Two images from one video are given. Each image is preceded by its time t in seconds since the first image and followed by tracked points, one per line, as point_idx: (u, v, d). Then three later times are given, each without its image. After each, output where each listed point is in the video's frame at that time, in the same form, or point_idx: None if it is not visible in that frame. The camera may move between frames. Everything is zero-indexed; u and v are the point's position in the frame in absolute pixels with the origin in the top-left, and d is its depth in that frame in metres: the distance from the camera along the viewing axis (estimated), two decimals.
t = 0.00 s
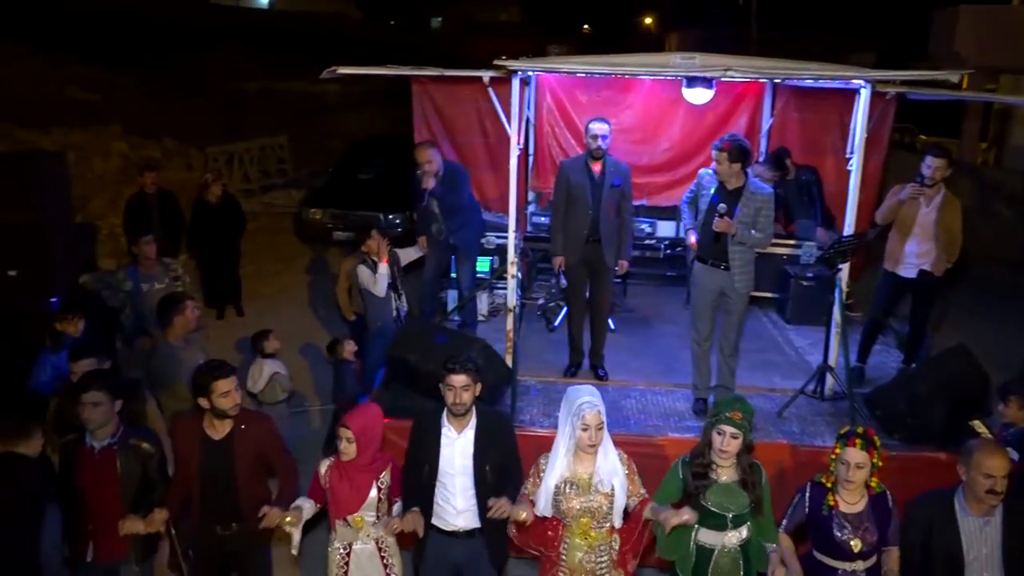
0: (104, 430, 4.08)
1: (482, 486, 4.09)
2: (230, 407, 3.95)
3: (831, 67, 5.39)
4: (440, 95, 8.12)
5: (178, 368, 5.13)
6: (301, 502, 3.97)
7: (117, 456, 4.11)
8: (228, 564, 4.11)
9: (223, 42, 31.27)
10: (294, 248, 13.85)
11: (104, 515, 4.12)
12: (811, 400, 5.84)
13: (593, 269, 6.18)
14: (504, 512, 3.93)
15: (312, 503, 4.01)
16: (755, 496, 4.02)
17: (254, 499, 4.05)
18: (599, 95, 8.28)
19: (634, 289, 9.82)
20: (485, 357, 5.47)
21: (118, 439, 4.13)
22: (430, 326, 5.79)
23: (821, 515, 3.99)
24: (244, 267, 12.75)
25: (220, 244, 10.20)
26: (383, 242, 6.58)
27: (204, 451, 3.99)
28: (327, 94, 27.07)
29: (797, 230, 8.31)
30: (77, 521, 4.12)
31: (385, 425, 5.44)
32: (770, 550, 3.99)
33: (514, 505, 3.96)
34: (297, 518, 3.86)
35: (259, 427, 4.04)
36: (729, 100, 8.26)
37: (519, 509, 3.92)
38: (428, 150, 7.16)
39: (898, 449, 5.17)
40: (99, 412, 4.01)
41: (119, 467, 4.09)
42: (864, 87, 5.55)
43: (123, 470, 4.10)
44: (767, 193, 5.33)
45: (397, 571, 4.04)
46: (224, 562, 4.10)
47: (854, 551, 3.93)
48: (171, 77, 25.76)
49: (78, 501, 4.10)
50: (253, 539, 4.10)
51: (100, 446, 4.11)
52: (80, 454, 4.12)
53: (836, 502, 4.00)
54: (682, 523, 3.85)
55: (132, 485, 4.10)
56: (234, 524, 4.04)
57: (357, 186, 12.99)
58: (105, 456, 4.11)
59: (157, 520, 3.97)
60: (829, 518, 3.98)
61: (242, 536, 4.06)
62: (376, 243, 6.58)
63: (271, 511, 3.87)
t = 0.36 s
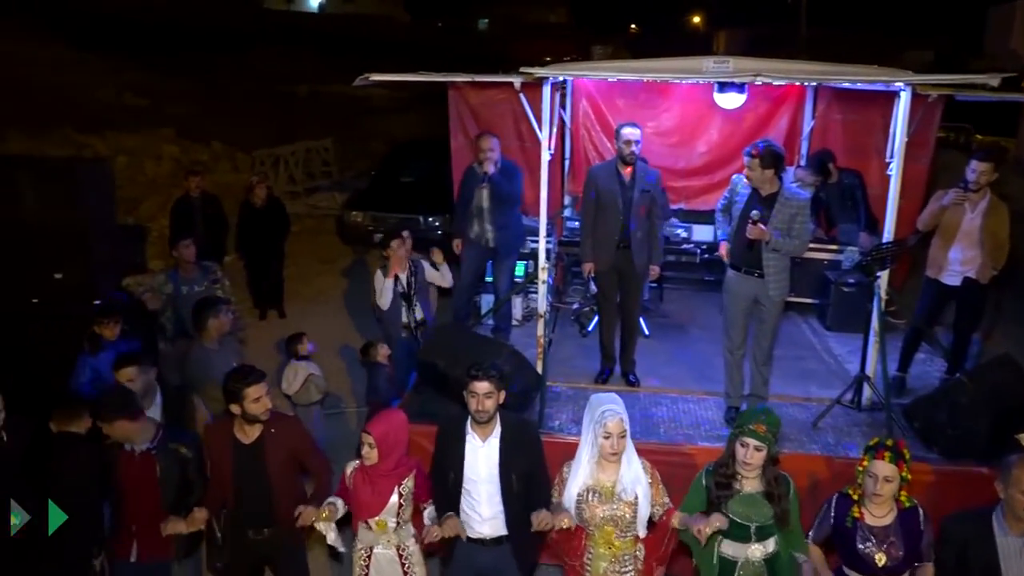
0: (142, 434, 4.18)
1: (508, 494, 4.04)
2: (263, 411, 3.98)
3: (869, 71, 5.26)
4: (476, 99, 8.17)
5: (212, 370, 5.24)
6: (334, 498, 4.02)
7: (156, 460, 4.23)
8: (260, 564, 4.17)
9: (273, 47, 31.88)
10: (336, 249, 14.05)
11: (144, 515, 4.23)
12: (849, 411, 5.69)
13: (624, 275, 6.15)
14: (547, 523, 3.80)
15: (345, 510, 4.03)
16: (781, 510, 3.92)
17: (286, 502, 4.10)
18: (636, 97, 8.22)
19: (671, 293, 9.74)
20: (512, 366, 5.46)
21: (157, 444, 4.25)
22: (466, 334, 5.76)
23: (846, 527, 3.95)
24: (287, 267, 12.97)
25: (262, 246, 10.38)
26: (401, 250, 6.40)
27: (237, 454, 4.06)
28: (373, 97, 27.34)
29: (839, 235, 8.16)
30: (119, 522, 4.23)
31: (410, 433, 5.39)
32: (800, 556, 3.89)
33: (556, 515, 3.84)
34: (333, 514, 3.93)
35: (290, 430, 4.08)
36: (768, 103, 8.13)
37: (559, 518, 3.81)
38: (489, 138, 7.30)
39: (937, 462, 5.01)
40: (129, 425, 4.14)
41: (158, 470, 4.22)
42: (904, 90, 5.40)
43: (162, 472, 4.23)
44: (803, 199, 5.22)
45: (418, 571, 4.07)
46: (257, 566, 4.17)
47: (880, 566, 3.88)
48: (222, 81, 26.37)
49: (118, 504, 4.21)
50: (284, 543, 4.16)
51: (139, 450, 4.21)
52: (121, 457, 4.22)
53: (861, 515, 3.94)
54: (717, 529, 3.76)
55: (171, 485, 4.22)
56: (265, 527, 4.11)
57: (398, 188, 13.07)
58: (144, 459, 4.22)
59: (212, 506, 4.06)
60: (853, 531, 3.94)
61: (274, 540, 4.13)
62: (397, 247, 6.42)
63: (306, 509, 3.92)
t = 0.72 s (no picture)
0: (161, 436, 4.25)
1: (519, 499, 4.07)
2: (277, 414, 4.08)
3: (901, 70, 5.12)
4: (505, 102, 8.14)
5: (234, 375, 5.37)
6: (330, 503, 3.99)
7: (174, 461, 4.28)
8: (268, 566, 4.27)
9: (317, 51, 32.32)
10: (372, 250, 14.17)
11: (159, 514, 4.29)
12: (879, 418, 5.55)
13: (649, 279, 5.97)
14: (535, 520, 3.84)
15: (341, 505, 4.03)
16: (796, 520, 3.82)
17: (294, 504, 4.19)
18: (667, 97, 8.12)
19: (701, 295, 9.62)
20: (532, 371, 5.49)
21: (175, 446, 4.30)
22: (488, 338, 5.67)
23: (870, 540, 3.85)
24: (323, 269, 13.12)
25: (296, 249, 10.51)
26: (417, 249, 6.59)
27: (250, 454, 4.16)
28: (412, 99, 27.46)
29: (875, 237, 7.90)
30: (135, 520, 4.29)
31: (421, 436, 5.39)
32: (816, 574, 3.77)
33: (546, 513, 3.87)
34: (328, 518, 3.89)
35: (303, 435, 4.18)
36: (802, 103, 8.01)
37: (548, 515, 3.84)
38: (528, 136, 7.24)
39: (969, 474, 4.89)
40: (146, 427, 4.19)
41: (174, 472, 4.26)
42: (938, 89, 5.25)
43: (178, 474, 4.27)
44: (832, 201, 5.07)
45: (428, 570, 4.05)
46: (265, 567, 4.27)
47: None
48: (266, 85, 26.82)
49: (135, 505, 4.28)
50: (290, 543, 4.26)
51: (159, 451, 4.28)
52: (141, 459, 4.29)
53: (887, 526, 3.85)
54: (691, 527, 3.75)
55: (186, 486, 4.27)
56: (273, 527, 4.21)
57: (433, 190, 13.10)
58: (162, 461, 4.28)
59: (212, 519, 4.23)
60: (878, 544, 3.83)
61: (280, 540, 4.24)
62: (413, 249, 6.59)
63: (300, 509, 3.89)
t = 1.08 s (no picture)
0: (172, 431, 4.22)
1: (525, 501, 3.96)
2: (275, 415, 4.16)
3: (924, 65, 4.97)
4: (529, 102, 8.10)
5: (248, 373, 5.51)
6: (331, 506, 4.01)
7: (185, 456, 4.23)
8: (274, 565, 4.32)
9: (353, 53, 32.64)
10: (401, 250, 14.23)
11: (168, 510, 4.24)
12: (902, 423, 5.40)
13: (670, 281, 5.78)
14: (527, 521, 3.79)
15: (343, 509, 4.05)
16: (812, 527, 3.74)
17: (300, 504, 4.24)
18: (692, 96, 8.07)
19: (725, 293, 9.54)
20: (544, 373, 5.47)
21: (186, 441, 4.25)
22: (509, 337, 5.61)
23: (885, 551, 3.69)
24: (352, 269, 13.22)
25: (325, 249, 10.55)
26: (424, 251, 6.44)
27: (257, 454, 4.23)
28: (445, 99, 27.54)
29: (905, 238, 7.69)
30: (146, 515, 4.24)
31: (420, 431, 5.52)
32: None
33: (539, 512, 3.83)
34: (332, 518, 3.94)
35: (309, 436, 4.25)
36: (830, 101, 7.81)
37: (541, 517, 3.80)
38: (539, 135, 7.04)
39: (996, 481, 4.69)
40: (153, 420, 4.16)
41: (186, 470, 4.21)
42: (963, 85, 5.10)
43: (189, 470, 4.22)
44: (850, 201, 4.99)
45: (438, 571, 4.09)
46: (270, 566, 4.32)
47: None
48: (302, 87, 27.13)
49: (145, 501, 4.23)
50: (298, 544, 4.30)
51: (170, 446, 4.24)
52: (151, 456, 4.25)
53: (903, 538, 3.69)
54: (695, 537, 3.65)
55: (196, 482, 4.21)
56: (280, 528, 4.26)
57: (461, 190, 13.09)
58: (173, 456, 4.24)
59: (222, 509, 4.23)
60: (894, 555, 3.67)
61: (286, 540, 4.27)
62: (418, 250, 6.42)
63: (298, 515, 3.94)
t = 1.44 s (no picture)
0: (187, 425, 4.22)
1: (537, 504, 3.86)
2: (277, 415, 4.05)
3: (940, 61, 4.85)
4: (547, 101, 8.09)
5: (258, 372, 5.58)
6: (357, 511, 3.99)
7: (200, 449, 4.23)
8: (284, 565, 4.22)
9: (388, 55, 32.95)
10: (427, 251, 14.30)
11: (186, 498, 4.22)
12: (918, 426, 5.25)
13: (687, 284, 5.44)
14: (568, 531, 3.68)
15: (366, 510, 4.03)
16: (826, 535, 3.66)
17: (313, 503, 4.13)
18: (711, 92, 7.95)
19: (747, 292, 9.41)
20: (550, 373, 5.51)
21: (202, 433, 4.24)
22: (517, 338, 5.68)
23: (890, 562, 3.60)
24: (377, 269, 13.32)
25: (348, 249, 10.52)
26: (399, 248, 6.73)
27: (266, 453, 4.14)
28: (477, 100, 27.63)
29: (931, 237, 7.50)
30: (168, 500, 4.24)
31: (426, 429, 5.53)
32: None
33: (579, 522, 3.72)
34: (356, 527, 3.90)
35: (317, 434, 4.14)
36: (853, 97, 7.64)
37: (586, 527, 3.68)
38: (549, 136, 7.09)
39: (1014, 487, 4.55)
40: (165, 415, 4.22)
41: (201, 461, 4.20)
42: (982, 79, 4.95)
43: (205, 463, 4.21)
44: (863, 199, 4.89)
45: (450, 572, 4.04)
46: (284, 567, 4.23)
47: None
48: (335, 87, 27.43)
49: (161, 491, 4.24)
50: (310, 543, 4.18)
51: (186, 440, 4.24)
52: (166, 450, 4.25)
53: (908, 547, 3.60)
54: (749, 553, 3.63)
55: (211, 477, 4.19)
56: (291, 527, 4.15)
57: (486, 190, 13.10)
58: (190, 449, 4.24)
59: (240, 508, 4.13)
60: (898, 565, 3.58)
61: (299, 540, 4.16)
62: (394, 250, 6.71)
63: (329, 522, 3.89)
